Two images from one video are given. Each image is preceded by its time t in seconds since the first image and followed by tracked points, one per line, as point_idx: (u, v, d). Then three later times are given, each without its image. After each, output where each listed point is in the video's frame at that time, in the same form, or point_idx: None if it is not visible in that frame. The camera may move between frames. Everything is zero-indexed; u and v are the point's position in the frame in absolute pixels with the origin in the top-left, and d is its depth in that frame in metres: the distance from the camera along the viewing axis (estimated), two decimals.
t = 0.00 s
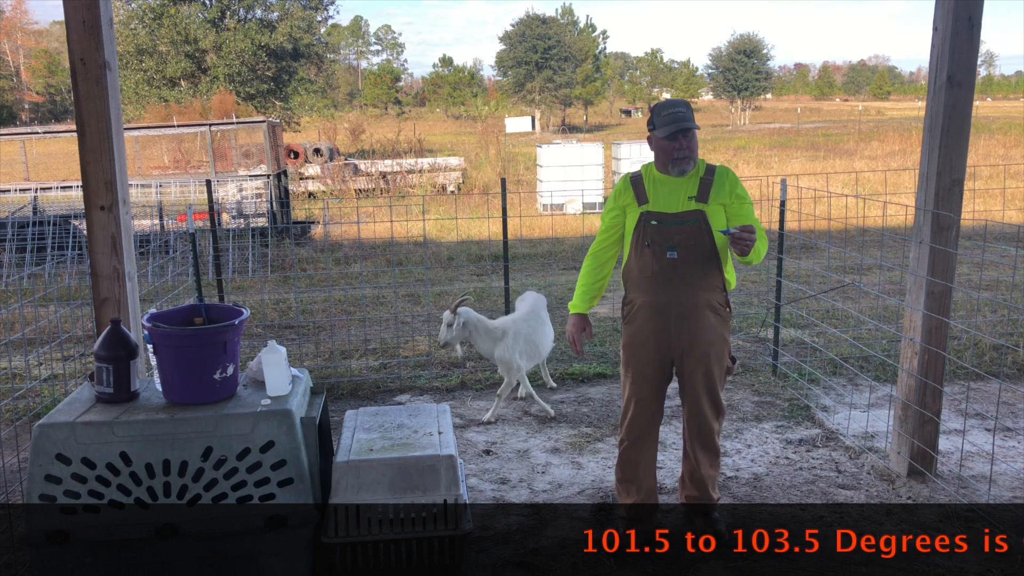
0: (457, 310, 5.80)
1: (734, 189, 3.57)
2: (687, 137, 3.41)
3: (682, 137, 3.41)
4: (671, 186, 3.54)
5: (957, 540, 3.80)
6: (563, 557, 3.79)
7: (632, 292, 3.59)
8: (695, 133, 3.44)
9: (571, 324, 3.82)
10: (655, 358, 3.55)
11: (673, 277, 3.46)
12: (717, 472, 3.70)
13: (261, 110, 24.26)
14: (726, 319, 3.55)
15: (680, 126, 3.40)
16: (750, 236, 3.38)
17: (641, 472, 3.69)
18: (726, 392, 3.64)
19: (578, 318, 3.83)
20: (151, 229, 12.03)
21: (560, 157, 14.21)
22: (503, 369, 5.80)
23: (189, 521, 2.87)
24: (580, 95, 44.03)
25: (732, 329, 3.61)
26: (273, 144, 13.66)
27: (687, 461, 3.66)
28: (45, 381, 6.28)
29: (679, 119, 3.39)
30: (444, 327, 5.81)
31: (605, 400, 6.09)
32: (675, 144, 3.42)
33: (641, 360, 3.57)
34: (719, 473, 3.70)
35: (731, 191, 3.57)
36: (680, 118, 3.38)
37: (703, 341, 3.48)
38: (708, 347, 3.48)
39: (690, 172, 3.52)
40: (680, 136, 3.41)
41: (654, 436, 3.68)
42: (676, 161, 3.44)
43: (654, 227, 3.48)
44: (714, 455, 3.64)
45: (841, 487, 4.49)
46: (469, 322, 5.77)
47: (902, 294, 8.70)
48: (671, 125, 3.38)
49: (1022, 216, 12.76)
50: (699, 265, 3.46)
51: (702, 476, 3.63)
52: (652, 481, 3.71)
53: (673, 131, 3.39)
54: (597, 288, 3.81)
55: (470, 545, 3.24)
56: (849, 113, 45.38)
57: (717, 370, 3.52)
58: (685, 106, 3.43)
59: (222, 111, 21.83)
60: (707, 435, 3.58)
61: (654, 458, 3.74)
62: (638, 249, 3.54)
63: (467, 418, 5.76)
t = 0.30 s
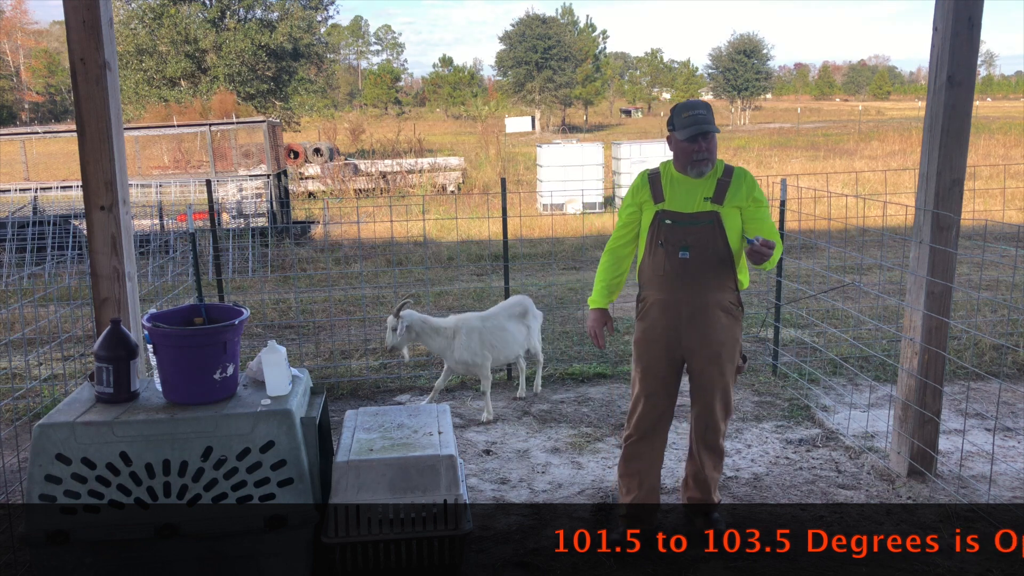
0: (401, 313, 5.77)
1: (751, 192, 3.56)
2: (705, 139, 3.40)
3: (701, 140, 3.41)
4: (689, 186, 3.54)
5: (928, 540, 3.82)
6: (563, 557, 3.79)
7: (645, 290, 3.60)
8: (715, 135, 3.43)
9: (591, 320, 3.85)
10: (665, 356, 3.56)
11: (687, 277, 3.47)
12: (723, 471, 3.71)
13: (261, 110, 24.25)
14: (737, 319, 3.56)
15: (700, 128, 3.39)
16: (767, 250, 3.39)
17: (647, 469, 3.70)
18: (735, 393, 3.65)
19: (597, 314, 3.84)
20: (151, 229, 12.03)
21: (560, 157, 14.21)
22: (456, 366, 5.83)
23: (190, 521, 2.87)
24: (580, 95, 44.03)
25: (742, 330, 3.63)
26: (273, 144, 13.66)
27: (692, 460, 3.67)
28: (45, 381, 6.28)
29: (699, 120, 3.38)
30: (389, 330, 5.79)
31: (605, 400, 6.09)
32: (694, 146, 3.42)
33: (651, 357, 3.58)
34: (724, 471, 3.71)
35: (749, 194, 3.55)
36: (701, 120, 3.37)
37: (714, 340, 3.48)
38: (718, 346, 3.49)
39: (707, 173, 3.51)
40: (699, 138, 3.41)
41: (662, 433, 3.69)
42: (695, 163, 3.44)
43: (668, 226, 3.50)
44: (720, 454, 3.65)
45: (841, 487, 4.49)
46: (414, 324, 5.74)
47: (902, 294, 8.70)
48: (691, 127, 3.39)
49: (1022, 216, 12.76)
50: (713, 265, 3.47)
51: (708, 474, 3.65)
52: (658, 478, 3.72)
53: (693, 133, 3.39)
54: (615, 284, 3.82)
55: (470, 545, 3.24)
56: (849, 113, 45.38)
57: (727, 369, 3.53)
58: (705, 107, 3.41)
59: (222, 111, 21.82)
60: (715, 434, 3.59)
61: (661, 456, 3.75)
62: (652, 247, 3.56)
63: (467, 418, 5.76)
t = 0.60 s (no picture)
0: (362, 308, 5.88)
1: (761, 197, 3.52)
2: (709, 135, 3.43)
3: (705, 136, 3.43)
4: (697, 185, 3.55)
5: (899, 540, 3.83)
6: (563, 557, 3.79)
7: (649, 286, 3.66)
8: (721, 132, 3.45)
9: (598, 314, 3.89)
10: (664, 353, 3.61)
11: (687, 275, 3.50)
12: (721, 472, 3.71)
13: (261, 110, 24.23)
14: (739, 322, 3.56)
15: (703, 124, 3.42)
16: (765, 262, 3.35)
17: (645, 464, 3.74)
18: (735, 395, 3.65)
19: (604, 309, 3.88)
20: (151, 229, 12.03)
21: (560, 157, 14.21)
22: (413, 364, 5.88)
23: (190, 521, 2.87)
24: (580, 95, 44.04)
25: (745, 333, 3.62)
26: (273, 144, 13.65)
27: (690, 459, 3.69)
28: (45, 382, 6.28)
29: (703, 116, 3.41)
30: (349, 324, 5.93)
31: (605, 400, 6.09)
32: (699, 142, 3.45)
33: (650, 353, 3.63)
34: (720, 473, 3.71)
35: (758, 200, 3.51)
36: (705, 115, 3.40)
37: (711, 340, 3.51)
38: (716, 346, 3.51)
39: (714, 172, 3.52)
40: (703, 135, 3.44)
41: (661, 430, 3.73)
42: (698, 158, 3.47)
43: (672, 224, 3.53)
44: (718, 456, 3.66)
45: (841, 487, 4.49)
46: (371, 320, 5.84)
47: (902, 294, 8.71)
48: (695, 123, 3.41)
49: (1022, 216, 12.77)
50: (712, 266, 3.49)
51: (706, 475, 3.66)
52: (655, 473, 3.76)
53: (697, 128, 3.42)
54: (625, 278, 3.87)
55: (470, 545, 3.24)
56: (849, 113, 45.39)
57: (725, 370, 3.54)
58: (712, 104, 3.42)
59: (222, 111, 21.83)
60: (711, 434, 3.60)
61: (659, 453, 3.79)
62: (657, 244, 3.60)
63: (467, 418, 5.76)
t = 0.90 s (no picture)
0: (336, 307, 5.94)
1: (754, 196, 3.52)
2: (699, 133, 3.49)
3: (695, 134, 3.49)
4: (690, 183, 3.59)
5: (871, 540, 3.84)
6: (563, 557, 3.79)
7: (641, 281, 3.69)
8: (712, 131, 3.49)
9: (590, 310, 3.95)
10: (654, 348, 3.65)
11: (678, 272, 3.52)
12: (717, 470, 3.72)
13: (261, 110, 24.22)
14: (729, 320, 3.58)
15: (693, 123, 3.48)
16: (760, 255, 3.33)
17: (639, 459, 3.78)
18: (726, 392, 3.66)
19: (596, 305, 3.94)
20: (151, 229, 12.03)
21: (560, 157, 14.21)
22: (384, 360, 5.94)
23: (190, 521, 2.87)
24: (580, 95, 44.05)
25: (736, 331, 3.63)
26: (273, 144, 13.65)
27: (686, 458, 3.70)
28: (45, 382, 6.28)
29: (693, 115, 3.48)
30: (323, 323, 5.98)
31: (605, 400, 6.09)
32: (690, 141, 3.50)
33: (642, 348, 3.67)
34: (713, 471, 3.71)
35: (752, 199, 3.51)
36: (695, 114, 3.47)
37: (701, 337, 3.52)
38: (705, 343, 3.52)
39: (707, 171, 3.56)
40: (692, 132, 3.49)
41: (653, 425, 3.76)
42: (689, 156, 3.52)
43: (665, 219, 3.57)
44: (713, 455, 3.68)
45: (841, 487, 4.49)
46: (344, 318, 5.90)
47: (901, 294, 8.71)
48: (684, 121, 3.48)
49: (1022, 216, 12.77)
50: (702, 262, 3.49)
51: (702, 473, 3.66)
52: (649, 469, 3.79)
53: (687, 126, 3.49)
54: (617, 276, 3.90)
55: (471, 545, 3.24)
56: (849, 113, 45.40)
57: (714, 368, 3.55)
58: (703, 103, 3.49)
59: (222, 111, 21.84)
60: (703, 431, 3.62)
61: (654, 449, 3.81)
62: (649, 240, 3.64)
63: (467, 418, 5.76)
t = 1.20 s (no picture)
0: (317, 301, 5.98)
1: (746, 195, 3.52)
2: (688, 136, 3.48)
3: (684, 136, 3.48)
4: (682, 183, 3.60)
5: (841, 540, 3.86)
6: (563, 557, 3.79)
7: (636, 281, 3.70)
8: (702, 132, 3.49)
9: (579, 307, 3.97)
10: (650, 348, 3.66)
11: (671, 271, 3.52)
12: (715, 470, 3.72)
13: (261, 110, 24.22)
14: (724, 318, 3.57)
15: (684, 125, 3.46)
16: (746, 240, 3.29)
17: (637, 459, 3.79)
18: (722, 392, 3.66)
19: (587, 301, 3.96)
20: (150, 229, 12.03)
21: (560, 157, 14.21)
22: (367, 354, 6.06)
23: (190, 521, 2.87)
24: (580, 95, 44.05)
25: (731, 331, 3.62)
26: (273, 144, 13.64)
27: (685, 458, 3.70)
28: (46, 382, 6.28)
29: (683, 117, 3.46)
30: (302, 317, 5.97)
31: (605, 400, 6.10)
32: (680, 142, 3.50)
33: (637, 349, 3.67)
34: (711, 471, 3.70)
35: (743, 198, 3.51)
36: (685, 116, 3.45)
37: (695, 337, 3.52)
38: (699, 343, 3.52)
39: (699, 171, 3.57)
40: (682, 135, 3.49)
41: (651, 426, 3.76)
42: (680, 158, 3.54)
43: (658, 219, 3.57)
44: (712, 454, 3.68)
45: (841, 487, 4.49)
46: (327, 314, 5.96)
47: (902, 294, 8.71)
48: (674, 123, 3.46)
49: (1022, 216, 12.77)
50: (694, 261, 3.50)
51: (701, 473, 3.66)
52: (646, 469, 3.79)
53: (676, 129, 3.47)
54: (609, 274, 3.91)
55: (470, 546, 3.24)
56: (849, 113, 45.40)
57: (709, 367, 3.55)
58: (693, 104, 3.46)
59: (222, 111, 21.85)
60: (699, 432, 3.63)
61: (653, 449, 3.81)
62: (642, 239, 3.65)
63: (466, 418, 5.76)
